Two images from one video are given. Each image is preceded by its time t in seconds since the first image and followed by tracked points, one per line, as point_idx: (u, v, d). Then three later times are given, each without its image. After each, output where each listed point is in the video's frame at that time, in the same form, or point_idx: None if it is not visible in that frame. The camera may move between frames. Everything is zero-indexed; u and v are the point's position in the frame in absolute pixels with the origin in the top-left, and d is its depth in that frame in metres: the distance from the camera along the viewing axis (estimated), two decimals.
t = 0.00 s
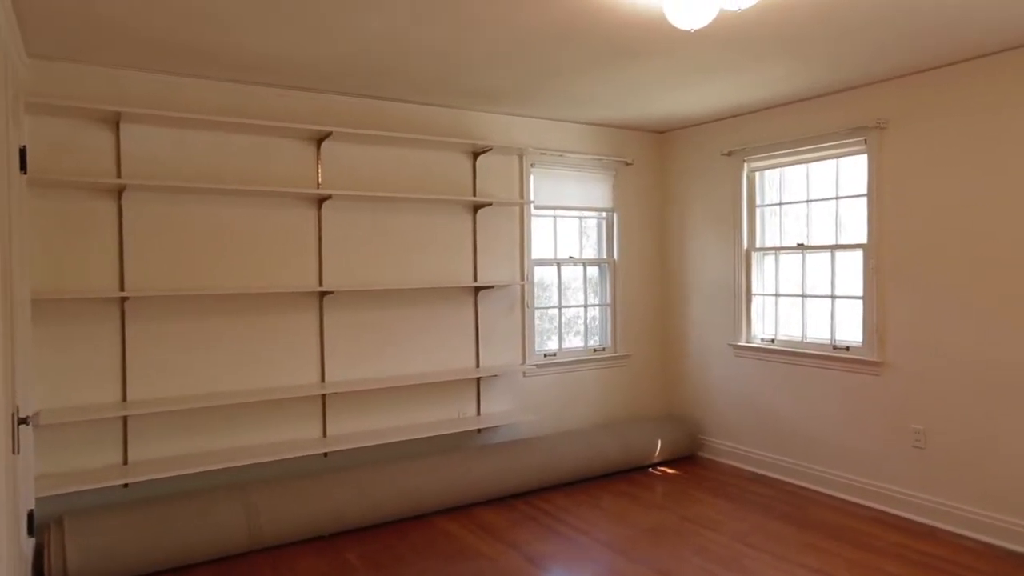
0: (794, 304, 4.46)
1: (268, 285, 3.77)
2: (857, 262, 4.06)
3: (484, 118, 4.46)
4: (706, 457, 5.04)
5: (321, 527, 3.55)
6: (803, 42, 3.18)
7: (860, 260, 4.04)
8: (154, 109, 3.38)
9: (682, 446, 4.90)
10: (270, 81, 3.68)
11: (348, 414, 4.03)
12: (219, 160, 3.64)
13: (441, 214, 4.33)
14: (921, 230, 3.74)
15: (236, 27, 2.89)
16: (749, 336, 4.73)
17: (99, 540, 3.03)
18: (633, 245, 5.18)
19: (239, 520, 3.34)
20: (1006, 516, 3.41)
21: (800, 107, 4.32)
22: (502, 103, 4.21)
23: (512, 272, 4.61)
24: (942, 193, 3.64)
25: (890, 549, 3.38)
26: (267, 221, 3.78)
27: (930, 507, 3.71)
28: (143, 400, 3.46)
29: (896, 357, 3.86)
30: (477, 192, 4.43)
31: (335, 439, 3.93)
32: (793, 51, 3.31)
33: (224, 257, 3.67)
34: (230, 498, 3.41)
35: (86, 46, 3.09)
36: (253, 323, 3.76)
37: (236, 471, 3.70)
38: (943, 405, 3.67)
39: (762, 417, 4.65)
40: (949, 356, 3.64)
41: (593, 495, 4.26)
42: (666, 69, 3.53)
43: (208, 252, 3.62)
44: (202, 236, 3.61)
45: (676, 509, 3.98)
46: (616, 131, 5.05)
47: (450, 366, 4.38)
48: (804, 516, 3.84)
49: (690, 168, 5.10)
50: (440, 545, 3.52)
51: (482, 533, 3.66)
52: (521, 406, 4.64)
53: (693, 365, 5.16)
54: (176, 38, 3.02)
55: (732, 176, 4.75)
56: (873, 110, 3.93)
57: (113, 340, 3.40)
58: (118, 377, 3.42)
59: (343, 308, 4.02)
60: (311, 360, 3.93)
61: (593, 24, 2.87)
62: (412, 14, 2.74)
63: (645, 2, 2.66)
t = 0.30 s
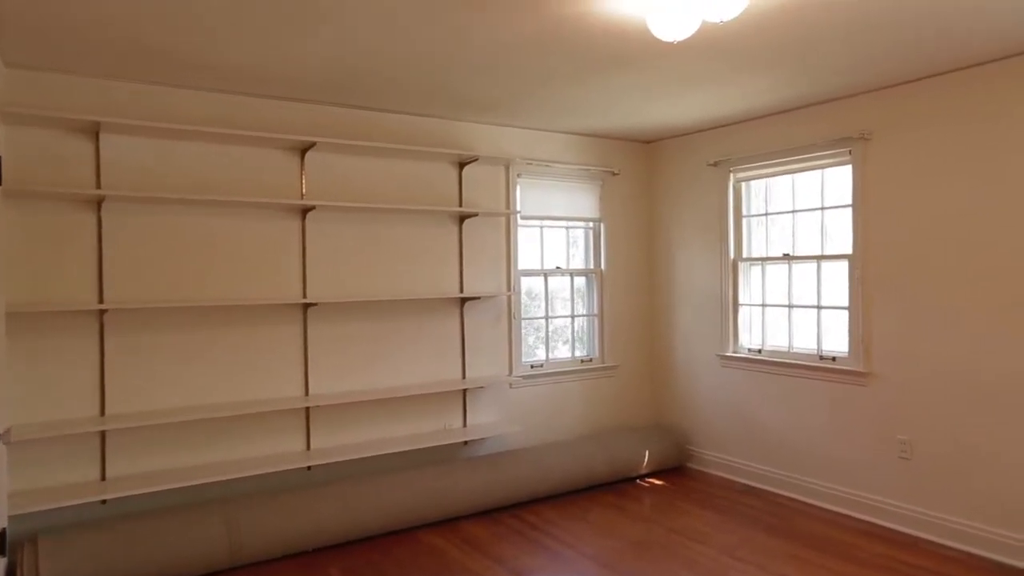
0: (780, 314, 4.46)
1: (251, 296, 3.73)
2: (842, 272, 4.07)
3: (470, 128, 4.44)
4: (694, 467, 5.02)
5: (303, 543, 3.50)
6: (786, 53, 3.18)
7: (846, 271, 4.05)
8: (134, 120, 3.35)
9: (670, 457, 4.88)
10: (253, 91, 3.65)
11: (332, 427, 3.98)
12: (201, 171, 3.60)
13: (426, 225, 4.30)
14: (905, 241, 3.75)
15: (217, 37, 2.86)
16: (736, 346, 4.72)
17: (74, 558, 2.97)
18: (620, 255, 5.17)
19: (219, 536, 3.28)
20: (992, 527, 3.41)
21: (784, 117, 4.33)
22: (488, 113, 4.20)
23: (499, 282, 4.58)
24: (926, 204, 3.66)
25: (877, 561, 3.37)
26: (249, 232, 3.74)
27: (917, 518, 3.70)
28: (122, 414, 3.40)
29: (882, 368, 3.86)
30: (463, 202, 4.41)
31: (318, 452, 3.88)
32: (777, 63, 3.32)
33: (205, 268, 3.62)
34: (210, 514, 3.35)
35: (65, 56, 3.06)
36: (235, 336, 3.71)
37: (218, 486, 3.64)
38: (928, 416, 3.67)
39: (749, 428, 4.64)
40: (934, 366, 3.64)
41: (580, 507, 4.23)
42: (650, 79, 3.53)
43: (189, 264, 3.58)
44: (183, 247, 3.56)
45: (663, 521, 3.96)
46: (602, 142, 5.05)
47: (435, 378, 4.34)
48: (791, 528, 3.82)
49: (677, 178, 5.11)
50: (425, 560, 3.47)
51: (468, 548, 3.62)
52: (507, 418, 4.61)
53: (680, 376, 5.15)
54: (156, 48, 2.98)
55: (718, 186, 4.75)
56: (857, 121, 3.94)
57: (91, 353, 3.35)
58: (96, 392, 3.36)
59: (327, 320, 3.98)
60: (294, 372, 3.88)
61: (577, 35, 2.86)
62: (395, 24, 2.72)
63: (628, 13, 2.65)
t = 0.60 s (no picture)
0: (766, 323, 4.47)
1: (234, 305, 3.69)
2: (827, 282, 4.09)
3: (457, 136, 4.43)
4: (680, 476, 5.02)
5: (285, 555, 3.46)
6: (769, 64, 3.20)
7: (830, 280, 4.06)
8: (115, 127, 3.31)
9: (656, 466, 4.87)
10: (237, 99, 3.62)
11: (316, 436, 3.95)
12: (183, 178, 3.57)
13: (412, 233, 4.29)
14: (889, 251, 3.78)
15: (199, 45, 2.84)
16: (722, 354, 4.73)
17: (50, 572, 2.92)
18: (606, 264, 5.18)
19: (199, 548, 3.24)
20: (975, 536, 3.43)
21: (769, 127, 4.36)
22: (474, 121, 4.20)
23: (485, 291, 4.57)
24: (908, 214, 3.68)
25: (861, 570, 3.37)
26: (233, 241, 3.71)
27: (901, 527, 3.71)
28: (101, 425, 3.36)
29: (866, 377, 3.88)
30: (449, 211, 4.40)
31: (301, 462, 3.84)
32: (761, 74, 3.34)
33: (188, 277, 3.58)
34: (191, 525, 3.31)
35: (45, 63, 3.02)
36: (217, 345, 3.67)
37: (199, 497, 3.60)
38: (912, 425, 3.68)
39: (735, 436, 4.64)
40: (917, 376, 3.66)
41: (565, 517, 4.21)
42: (635, 89, 3.54)
43: (171, 272, 3.54)
44: (165, 256, 3.53)
45: (649, 531, 3.95)
46: (589, 150, 5.06)
47: (421, 387, 4.31)
48: (776, 537, 3.82)
49: (663, 187, 5.12)
50: (409, 572, 3.44)
51: (452, 559, 3.59)
52: (493, 427, 4.59)
53: (667, 384, 5.15)
54: (137, 55, 2.95)
55: (704, 195, 4.77)
56: (841, 131, 3.97)
57: (70, 363, 3.30)
58: (75, 402, 3.31)
59: (311, 329, 3.94)
60: (278, 382, 3.84)
61: (561, 44, 2.86)
62: (378, 32, 2.71)
63: (611, 23, 2.65)
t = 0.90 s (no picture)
0: (749, 327, 4.50)
1: (215, 309, 3.66)
2: (809, 287, 4.12)
3: (442, 140, 4.43)
4: (664, 480, 5.04)
5: (266, 560, 3.43)
6: (751, 71, 3.22)
7: (812, 285, 4.10)
8: (95, 128, 3.27)
9: (640, 470, 4.88)
10: (220, 100, 3.59)
11: (299, 441, 3.92)
12: (164, 180, 3.53)
13: (396, 237, 4.27)
14: (870, 257, 3.81)
15: (182, 46, 2.81)
16: (706, 359, 4.75)
17: None
18: (591, 268, 5.19)
19: (178, 554, 3.20)
20: (953, 539, 3.47)
21: (753, 134, 4.39)
22: (459, 125, 4.19)
23: (469, 294, 4.56)
24: (890, 221, 3.72)
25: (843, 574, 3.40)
26: (215, 244, 3.67)
27: (881, 530, 3.75)
28: (79, 430, 3.31)
29: (847, 382, 3.91)
30: (434, 214, 4.39)
31: (284, 467, 3.80)
32: (744, 81, 3.36)
33: (169, 280, 3.55)
34: (170, 531, 3.27)
35: (23, 62, 2.98)
36: (199, 348, 3.63)
37: (178, 502, 3.56)
38: (892, 430, 3.72)
39: (718, 440, 4.66)
40: (897, 381, 3.70)
41: (549, 521, 4.21)
42: (620, 94, 3.55)
43: (151, 275, 3.50)
44: (146, 259, 3.49)
45: (633, 535, 3.96)
46: (574, 155, 5.07)
47: (405, 391, 4.30)
48: (758, 541, 3.84)
49: (648, 192, 5.14)
50: None
51: (436, 564, 3.58)
52: (477, 431, 4.58)
53: (651, 388, 5.17)
54: (119, 56, 2.92)
55: (689, 200, 4.79)
56: (824, 138, 4.01)
57: (47, 367, 3.25)
58: (52, 407, 3.27)
59: (294, 333, 3.92)
60: (260, 386, 3.81)
61: (546, 49, 2.86)
62: (364, 35, 2.69)
63: (595, 29, 2.65)
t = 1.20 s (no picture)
0: (730, 326, 4.54)
1: (195, 307, 3.63)
2: (789, 287, 4.16)
3: (425, 138, 4.41)
4: (645, 477, 5.07)
5: (246, 560, 3.40)
6: (732, 73, 3.24)
7: (793, 285, 4.14)
8: (72, 124, 3.22)
9: (622, 468, 4.91)
10: (200, 96, 3.56)
11: (280, 440, 3.90)
12: (143, 176, 3.49)
13: (379, 235, 4.26)
14: (848, 257, 3.86)
15: (161, 41, 2.78)
16: (687, 357, 4.78)
17: None
18: (574, 266, 5.20)
19: (156, 554, 3.17)
20: (927, 535, 3.53)
21: (735, 134, 4.42)
22: (443, 123, 4.18)
23: (452, 293, 4.56)
24: (868, 222, 3.77)
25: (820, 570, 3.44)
26: (195, 241, 3.64)
27: (858, 527, 3.80)
28: (55, 429, 3.27)
29: (826, 381, 3.96)
30: (416, 212, 4.37)
31: (264, 466, 3.78)
32: (726, 82, 3.38)
33: (147, 278, 3.51)
34: (149, 531, 3.24)
35: None
36: (178, 347, 3.59)
37: (157, 502, 3.52)
38: (869, 428, 3.77)
39: (699, 438, 4.70)
40: (875, 380, 3.75)
41: (531, 519, 4.23)
42: (603, 95, 3.55)
43: (129, 272, 3.46)
44: (124, 256, 3.45)
45: (614, 532, 3.98)
46: (557, 154, 5.08)
47: (387, 390, 4.29)
48: (737, 538, 3.88)
49: (631, 191, 5.16)
50: None
51: (417, 562, 3.58)
52: (459, 429, 4.58)
53: (633, 387, 5.19)
54: (95, 50, 2.87)
55: (671, 200, 4.82)
56: (804, 140, 4.05)
57: (22, 366, 3.21)
58: (27, 406, 3.22)
59: (275, 331, 3.89)
60: (240, 385, 3.78)
61: (529, 49, 2.85)
62: (346, 34, 2.68)
63: (576, 29, 2.65)
